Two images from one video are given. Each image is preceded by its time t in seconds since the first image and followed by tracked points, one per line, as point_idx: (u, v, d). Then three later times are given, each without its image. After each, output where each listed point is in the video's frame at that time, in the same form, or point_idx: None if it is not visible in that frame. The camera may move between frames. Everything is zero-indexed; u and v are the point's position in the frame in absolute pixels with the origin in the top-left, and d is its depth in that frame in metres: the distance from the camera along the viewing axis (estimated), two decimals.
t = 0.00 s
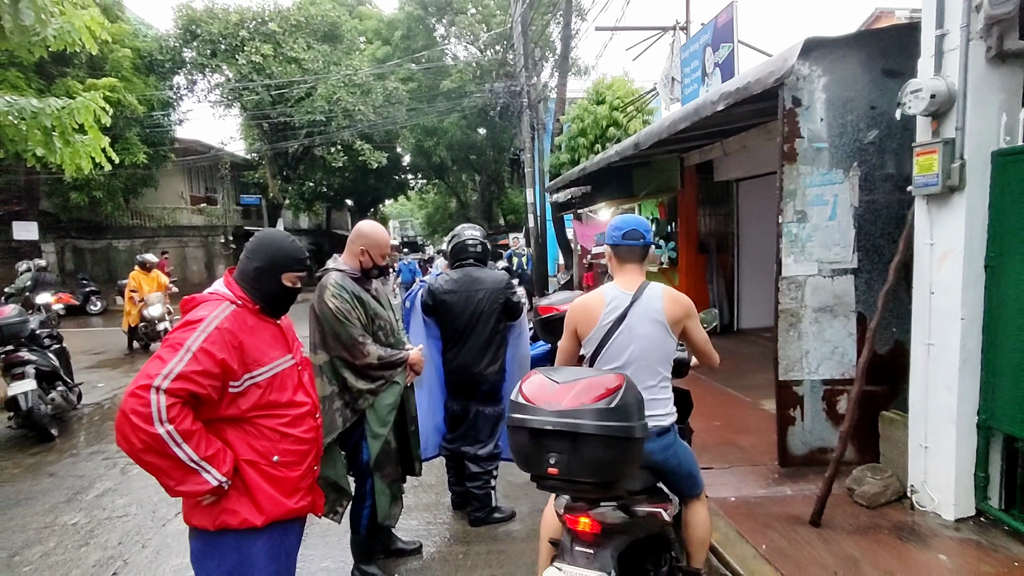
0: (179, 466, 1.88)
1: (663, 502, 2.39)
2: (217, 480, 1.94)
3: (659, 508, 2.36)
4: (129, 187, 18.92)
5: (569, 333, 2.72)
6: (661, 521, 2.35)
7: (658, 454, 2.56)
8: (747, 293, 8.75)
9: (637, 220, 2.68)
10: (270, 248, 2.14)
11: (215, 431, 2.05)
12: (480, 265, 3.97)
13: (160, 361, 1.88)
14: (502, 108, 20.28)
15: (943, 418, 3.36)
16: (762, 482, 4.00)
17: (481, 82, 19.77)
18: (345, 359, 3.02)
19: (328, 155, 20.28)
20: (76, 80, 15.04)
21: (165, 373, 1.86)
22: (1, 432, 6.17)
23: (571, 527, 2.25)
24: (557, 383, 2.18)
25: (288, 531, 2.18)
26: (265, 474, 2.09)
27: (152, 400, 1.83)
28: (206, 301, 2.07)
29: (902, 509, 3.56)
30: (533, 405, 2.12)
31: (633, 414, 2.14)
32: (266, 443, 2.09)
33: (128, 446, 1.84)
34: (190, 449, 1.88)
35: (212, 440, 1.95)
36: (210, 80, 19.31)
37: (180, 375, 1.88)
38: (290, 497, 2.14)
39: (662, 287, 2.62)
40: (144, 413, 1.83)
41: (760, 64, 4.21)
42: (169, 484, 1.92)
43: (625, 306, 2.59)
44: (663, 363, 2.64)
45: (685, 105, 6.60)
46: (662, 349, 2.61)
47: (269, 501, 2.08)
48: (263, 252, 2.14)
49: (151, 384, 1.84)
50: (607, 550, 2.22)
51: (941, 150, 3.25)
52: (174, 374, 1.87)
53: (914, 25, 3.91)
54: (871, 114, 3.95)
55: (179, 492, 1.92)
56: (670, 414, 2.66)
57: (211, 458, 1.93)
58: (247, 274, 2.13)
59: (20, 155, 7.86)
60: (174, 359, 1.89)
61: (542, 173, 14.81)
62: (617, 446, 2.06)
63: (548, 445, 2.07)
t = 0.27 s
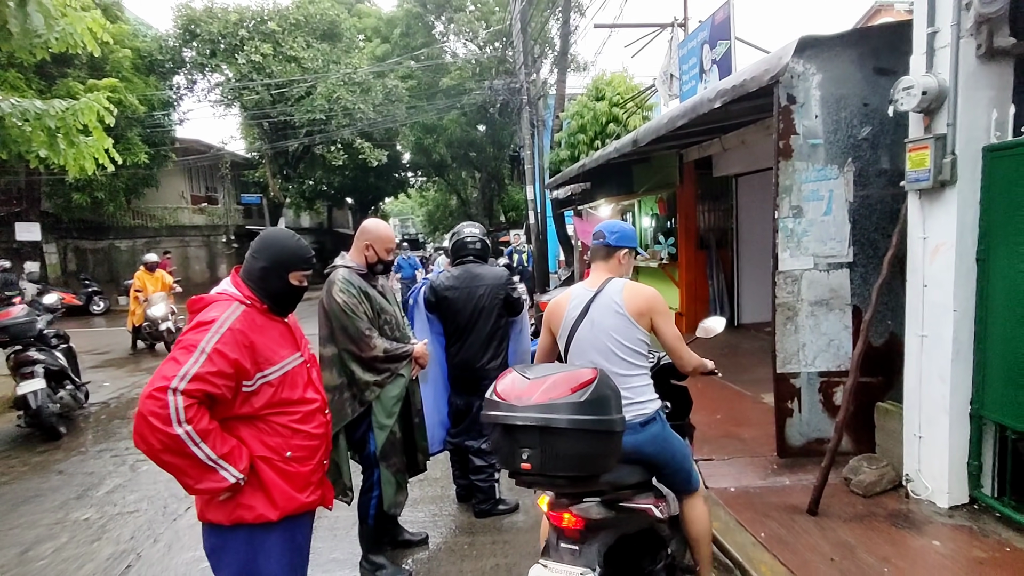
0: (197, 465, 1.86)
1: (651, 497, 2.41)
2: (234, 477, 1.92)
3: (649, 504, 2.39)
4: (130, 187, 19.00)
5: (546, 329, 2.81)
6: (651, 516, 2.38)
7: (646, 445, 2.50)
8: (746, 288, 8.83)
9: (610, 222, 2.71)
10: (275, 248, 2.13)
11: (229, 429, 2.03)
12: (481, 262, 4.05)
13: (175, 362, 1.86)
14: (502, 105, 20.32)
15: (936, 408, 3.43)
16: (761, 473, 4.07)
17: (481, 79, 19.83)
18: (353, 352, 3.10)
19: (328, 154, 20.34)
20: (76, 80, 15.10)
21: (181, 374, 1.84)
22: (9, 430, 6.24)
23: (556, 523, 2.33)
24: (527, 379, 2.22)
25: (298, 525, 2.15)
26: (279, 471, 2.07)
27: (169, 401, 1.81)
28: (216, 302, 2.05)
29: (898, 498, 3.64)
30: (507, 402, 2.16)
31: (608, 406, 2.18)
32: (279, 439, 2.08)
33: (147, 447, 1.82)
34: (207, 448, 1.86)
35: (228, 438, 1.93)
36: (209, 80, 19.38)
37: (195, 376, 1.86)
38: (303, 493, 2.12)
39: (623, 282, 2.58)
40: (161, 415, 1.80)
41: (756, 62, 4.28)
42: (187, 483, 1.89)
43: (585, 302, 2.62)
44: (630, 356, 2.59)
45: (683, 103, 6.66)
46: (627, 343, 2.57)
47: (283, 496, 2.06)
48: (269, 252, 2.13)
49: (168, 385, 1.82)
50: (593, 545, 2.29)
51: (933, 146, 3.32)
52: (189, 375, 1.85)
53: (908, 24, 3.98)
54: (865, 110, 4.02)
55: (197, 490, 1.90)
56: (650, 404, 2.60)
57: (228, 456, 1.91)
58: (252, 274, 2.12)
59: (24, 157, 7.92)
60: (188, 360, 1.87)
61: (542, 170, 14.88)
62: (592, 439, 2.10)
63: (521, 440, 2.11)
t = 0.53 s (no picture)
0: (214, 462, 1.84)
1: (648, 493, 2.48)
2: (251, 473, 1.90)
3: (645, 500, 2.45)
4: (128, 185, 19.03)
5: (543, 318, 2.89)
6: (647, 513, 2.44)
7: (636, 439, 2.53)
8: (743, 283, 8.92)
9: (614, 221, 2.81)
10: (283, 247, 2.08)
11: (242, 426, 2.00)
12: (480, 259, 4.13)
13: (189, 362, 1.83)
14: (499, 102, 20.36)
15: (928, 400, 3.52)
16: (758, 465, 4.15)
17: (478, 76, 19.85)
18: (358, 346, 3.18)
19: (326, 151, 20.37)
20: (74, 79, 15.13)
21: (197, 374, 1.81)
22: (15, 428, 6.29)
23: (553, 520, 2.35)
24: (524, 376, 2.21)
25: (305, 521, 2.12)
26: (291, 465, 2.06)
27: (186, 400, 1.78)
28: (225, 302, 2.01)
29: (891, 487, 3.72)
30: (503, 399, 2.15)
31: (605, 403, 2.15)
32: (291, 434, 2.06)
33: (166, 446, 1.79)
34: (224, 445, 1.84)
35: (244, 434, 1.91)
36: (206, 77, 19.40)
37: (211, 376, 1.82)
38: (314, 486, 2.11)
39: (616, 276, 2.64)
40: (179, 414, 1.77)
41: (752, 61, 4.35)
42: (204, 479, 1.88)
43: (577, 295, 2.69)
44: (619, 349, 2.62)
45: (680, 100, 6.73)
46: (617, 337, 2.61)
47: (296, 491, 2.05)
48: (277, 251, 2.08)
49: (184, 384, 1.78)
50: (588, 540, 2.32)
51: (924, 144, 3.41)
52: (205, 374, 1.82)
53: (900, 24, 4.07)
54: (859, 109, 4.10)
55: (213, 486, 1.88)
56: (646, 396, 2.63)
57: (244, 452, 1.89)
58: (260, 273, 2.07)
59: (24, 156, 7.95)
60: (203, 359, 1.83)
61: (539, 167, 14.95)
62: (586, 438, 2.07)
63: (514, 437, 2.10)
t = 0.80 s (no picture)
0: (240, 454, 1.91)
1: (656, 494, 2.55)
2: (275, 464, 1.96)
3: (652, 501, 2.52)
4: (124, 183, 19.04)
5: (572, 301, 2.95)
6: (652, 513, 2.51)
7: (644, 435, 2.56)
8: (738, 280, 9.06)
9: (653, 214, 2.79)
10: (300, 246, 2.13)
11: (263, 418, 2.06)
12: (483, 256, 4.22)
13: (216, 358, 1.88)
14: (495, 100, 20.41)
15: (918, 392, 3.65)
16: (754, 456, 4.27)
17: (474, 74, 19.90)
18: (367, 340, 3.27)
19: (322, 149, 20.39)
20: (69, 76, 15.11)
21: (225, 370, 1.87)
22: (19, 424, 6.35)
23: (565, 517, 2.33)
24: (547, 376, 2.26)
25: (322, 511, 2.19)
26: (311, 456, 2.12)
27: (214, 394, 1.84)
28: (246, 300, 2.06)
29: (883, 476, 3.85)
30: (526, 398, 2.21)
31: (624, 406, 2.22)
32: (310, 426, 2.13)
33: (196, 438, 1.85)
34: (251, 437, 1.90)
35: (267, 426, 1.98)
36: (201, 75, 19.41)
37: (237, 371, 1.89)
38: (331, 475, 2.19)
39: (648, 273, 2.66)
40: (209, 408, 1.83)
41: (748, 62, 4.46)
42: (231, 469, 1.94)
43: (606, 288, 2.72)
44: (640, 348, 2.66)
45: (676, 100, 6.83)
46: (640, 334, 2.65)
47: (316, 481, 2.12)
48: (295, 250, 2.13)
49: (213, 379, 1.84)
50: (598, 540, 2.29)
51: (914, 144, 3.53)
52: (232, 369, 1.88)
53: (892, 26, 4.18)
54: (852, 109, 4.22)
55: (239, 476, 1.95)
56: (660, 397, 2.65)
57: (268, 444, 1.95)
58: (278, 271, 2.12)
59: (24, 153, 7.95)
60: (230, 356, 1.89)
61: (535, 165, 15.03)
62: (604, 441, 2.14)
63: (533, 436, 2.16)
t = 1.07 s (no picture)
0: (273, 436, 2.03)
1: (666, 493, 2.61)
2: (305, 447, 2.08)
3: (660, 498, 2.59)
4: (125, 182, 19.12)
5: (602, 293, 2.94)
6: (660, 511, 2.57)
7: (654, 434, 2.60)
8: (737, 279, 9.21)
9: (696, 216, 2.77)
10: (325, 242, 2.26)
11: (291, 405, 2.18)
12: (489, 253, 4.33)
13: (251, 347, 2.00)
14: (495, 99, 20.51)
15: (911, 384, 3.77)
16: (754, 448, 4.39)
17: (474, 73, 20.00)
18: (380, 333, 3.38)
19: (323, 148, 20.48)
20: (71, 75, 15.19)
21: (260, 357, 1.98)
22: (30, 418, 6.44)
23: (574, 511, 2.41)
24: (565, 372, 2.30)
25: (345, 493, 2.30)
26: (335, 440, 2.24)
27: (251, 380, 1.95)
28: (275, 292, 2.18)
29: (878, 466, 3.97)
30: (543, 394, 2.25)
31: (641, 405, 2.25)
32: (334, 413, 2.25)
33: (233, 422, 1.96)
34: (283, 421, 2.02)
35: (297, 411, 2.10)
36: (202, 74, 19.50)
37: (272, 358, 2.01)
38: (354, 459, 2.31)
39: (685, 273, 2.63)
40: (246, 393, 1.95)
41: (747, 65, 4.58)
42: (264, 451, 2.06)
43: (640, 284, 2.70)
44: (664, 348, 2.64)
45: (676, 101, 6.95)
46: (668, 333, 2.63)
47: (341, 464, 2.24)
48: (320, 247, 2.25)
49: (250, 365, 1.96)
50: (606, 535, 2.37)
51: (908, 145, 3.66)
52: (267, 357, 2.00)
53: (887, 31, 4.31)
54: (848, 111, 4.34)
55: (271, 459, 2.06)
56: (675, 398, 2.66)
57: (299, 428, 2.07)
58: (304, 266, 2.24)
59: (29, 152, 7.89)
60: (264, 344, 2.01)
61: (536, 164, 15.14)
62: (618, 438, 2.18)
63: (551, 434, 2.20)
